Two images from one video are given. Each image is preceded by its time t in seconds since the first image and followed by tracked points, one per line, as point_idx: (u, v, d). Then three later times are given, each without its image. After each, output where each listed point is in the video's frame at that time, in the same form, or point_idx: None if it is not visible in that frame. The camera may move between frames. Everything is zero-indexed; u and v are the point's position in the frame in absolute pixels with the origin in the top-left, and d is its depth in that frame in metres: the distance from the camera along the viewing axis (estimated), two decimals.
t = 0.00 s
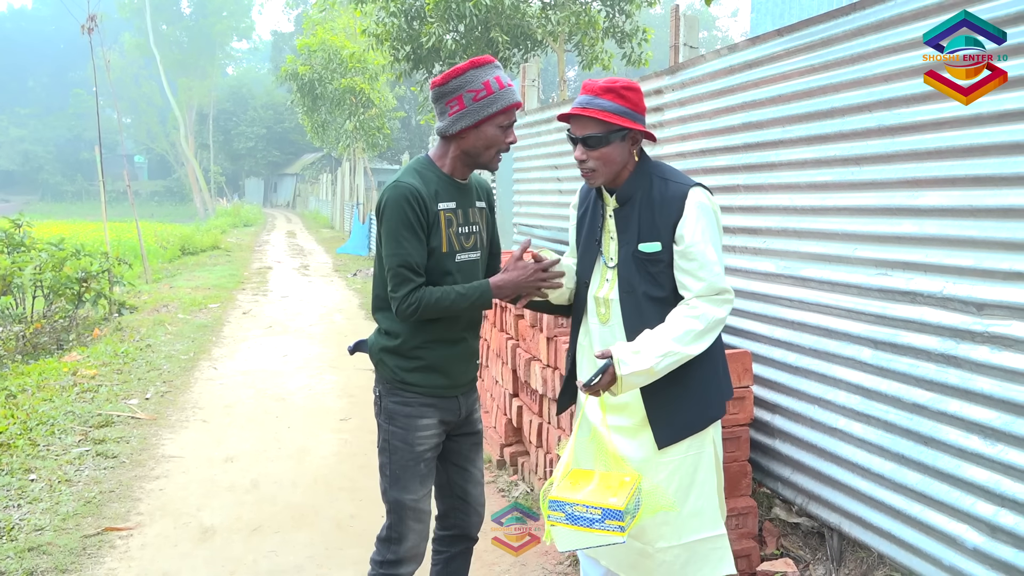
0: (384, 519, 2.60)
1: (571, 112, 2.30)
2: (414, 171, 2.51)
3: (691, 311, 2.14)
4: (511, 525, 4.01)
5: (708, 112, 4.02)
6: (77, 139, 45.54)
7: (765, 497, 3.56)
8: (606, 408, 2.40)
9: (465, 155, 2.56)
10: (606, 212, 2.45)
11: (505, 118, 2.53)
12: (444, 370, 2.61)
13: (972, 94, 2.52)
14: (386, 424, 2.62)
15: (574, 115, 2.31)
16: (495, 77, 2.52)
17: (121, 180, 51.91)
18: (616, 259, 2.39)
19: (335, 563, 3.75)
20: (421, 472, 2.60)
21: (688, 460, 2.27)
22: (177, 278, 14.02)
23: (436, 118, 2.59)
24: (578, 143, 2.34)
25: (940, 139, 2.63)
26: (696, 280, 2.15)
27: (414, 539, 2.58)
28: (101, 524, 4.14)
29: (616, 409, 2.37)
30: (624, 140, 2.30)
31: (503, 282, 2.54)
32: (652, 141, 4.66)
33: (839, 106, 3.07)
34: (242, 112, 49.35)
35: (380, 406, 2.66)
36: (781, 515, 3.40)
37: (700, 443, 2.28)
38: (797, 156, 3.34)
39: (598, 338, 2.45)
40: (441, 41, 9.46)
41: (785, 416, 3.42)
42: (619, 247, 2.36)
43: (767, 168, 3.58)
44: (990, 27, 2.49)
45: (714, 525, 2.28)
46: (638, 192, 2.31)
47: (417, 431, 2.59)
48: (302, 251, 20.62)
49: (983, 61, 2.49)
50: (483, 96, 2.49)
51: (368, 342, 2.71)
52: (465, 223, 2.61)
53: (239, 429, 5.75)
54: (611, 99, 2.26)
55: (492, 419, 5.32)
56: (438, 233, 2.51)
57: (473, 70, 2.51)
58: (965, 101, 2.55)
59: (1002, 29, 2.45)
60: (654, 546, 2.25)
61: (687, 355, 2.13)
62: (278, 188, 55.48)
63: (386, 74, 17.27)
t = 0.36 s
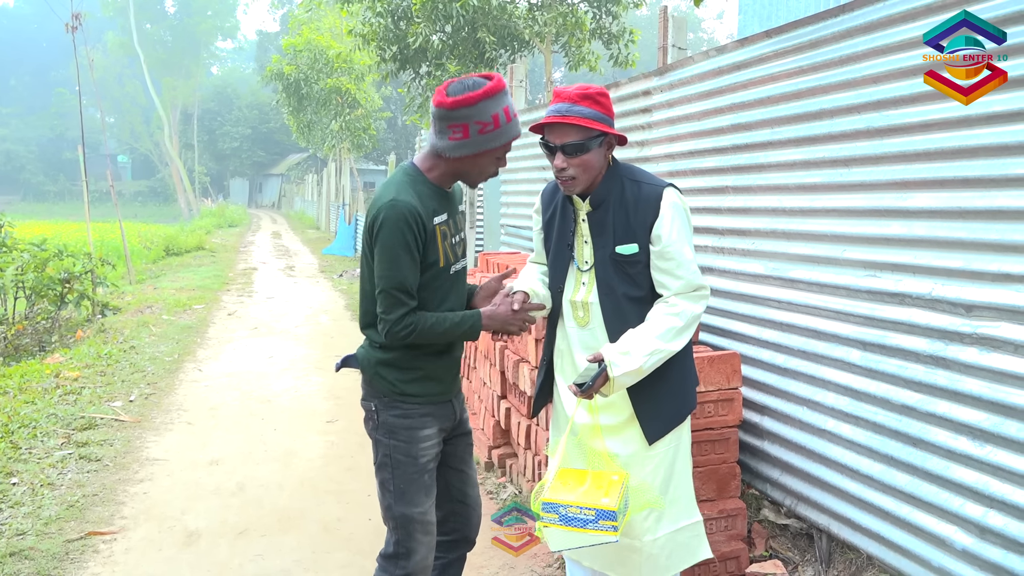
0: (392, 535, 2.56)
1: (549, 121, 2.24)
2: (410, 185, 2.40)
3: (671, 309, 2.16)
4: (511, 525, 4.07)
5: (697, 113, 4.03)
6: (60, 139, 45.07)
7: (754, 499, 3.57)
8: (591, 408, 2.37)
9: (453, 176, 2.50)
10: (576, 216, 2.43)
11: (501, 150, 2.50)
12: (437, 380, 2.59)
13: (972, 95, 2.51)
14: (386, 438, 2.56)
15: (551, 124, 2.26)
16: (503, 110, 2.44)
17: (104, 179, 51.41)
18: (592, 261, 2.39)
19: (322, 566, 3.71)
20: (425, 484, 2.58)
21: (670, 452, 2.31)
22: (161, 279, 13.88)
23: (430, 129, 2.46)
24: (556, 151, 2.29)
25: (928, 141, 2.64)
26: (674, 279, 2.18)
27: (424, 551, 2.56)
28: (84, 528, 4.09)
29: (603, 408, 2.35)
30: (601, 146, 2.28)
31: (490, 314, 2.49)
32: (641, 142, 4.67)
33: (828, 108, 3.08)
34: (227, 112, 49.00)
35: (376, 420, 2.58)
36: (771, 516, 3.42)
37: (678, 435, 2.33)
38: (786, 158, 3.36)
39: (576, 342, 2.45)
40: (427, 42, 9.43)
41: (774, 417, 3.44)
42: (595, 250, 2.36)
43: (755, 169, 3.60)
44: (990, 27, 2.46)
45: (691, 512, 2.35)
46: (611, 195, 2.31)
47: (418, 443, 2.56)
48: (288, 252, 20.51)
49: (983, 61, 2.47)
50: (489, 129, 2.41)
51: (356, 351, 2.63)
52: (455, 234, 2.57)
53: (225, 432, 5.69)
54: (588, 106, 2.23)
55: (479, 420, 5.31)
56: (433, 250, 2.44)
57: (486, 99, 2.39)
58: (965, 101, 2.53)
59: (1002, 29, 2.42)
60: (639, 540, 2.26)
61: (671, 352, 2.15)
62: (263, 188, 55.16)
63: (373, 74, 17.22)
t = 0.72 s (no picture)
0: (411, 554, 2.55)
1: (553, 124, 2.22)
2: (389, 257, 2.32)
3: (671, 315, 2.17)
4: (511, 526, 4.07)
5: (686, 114, 4.04)
6: (42, 138, 44.56)
7: (744, 500, 3.58)
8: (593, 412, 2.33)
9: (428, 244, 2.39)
10: (577, 219, 2.42)
11: (481, 238, 2.37)
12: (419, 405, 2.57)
13: (972, 94, 2.49)
14: (381, 465, 2.54)
15: (554, 127, 2.24)
16: (488, 204, 2.30)
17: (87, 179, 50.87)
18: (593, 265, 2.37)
19: (311, 570, 3.68)
20: (431, 496, 2.56)
21: (669, 454, 2.31)
22: (145, 280, 13.74)
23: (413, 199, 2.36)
24: (558, 156, 2.27)
25: (920, 142, 2.65)
26: (675, 284, 2.19)
27: (451, 565, 2.53)
28: (69, 532, 4.03)
29: (605, 411, 2.32)
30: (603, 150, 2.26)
31: (463, 322, 2.53)
32: (630, 143, 4.67)
33: (819, 109, 3.09)
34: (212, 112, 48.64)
35: (366, 451, 2.56)
36: (761, 517, 3.43)
37: (676, 438, 2.34)
38: (777, 158, 3.37)
39: (576, 348, 2.42)
40: (414, 42, 9.40)
41: (764, 418, 3.45)
42: (596, 254, 2.36)
43: (745, 170, 3.61)
44: (990, 27, 2.45)
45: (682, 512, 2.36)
46: (613, 199, 2.31)
47: (413, 459, 2.53)
48: (273, 253, 20.39)
49: (983, 61, 2.46)
50: (465, 221, 2.28)
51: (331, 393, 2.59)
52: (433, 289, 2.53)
53: (211, 434, 5.64)
54: (591, 110, 2.22)
55: (469, 422, 5.29)
56: (414, 312, 2.41)
57: (469, 191, 2.25)
58: (965, 101, 2.51)
59: (1002, 29, 2.41)
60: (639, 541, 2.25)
61: (670, 358, 2.15)
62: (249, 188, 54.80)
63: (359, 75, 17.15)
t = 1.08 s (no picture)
0: (374, 541, 2.54)
1: (571, 122, 2.21)
2: (368, 190, 2.39)
3: (677, 319, 2.17)
4: (511, 525, 4.05)
5: (678, 113, 4.05)
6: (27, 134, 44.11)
7: (735, 499, 3.57)
8: (594, 412, 2.33)
9: (413, 154, 2.49)
10: (589, 218, 2.41)
11: (438, 97, 2.49)
12: (420, 386, 2.56)
13: (972, 95, 2.48)
14: (367, 443, 2.54)
15: (570, 126, 2.23)
16: (413, 60, 2.46)
17: (72, 176, 50.40)
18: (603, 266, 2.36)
19: (301, 570, 3.65)
20: (408, 489, 2.55)
21: (670, 458, 2.30)
22: (132, 278, 13.62)
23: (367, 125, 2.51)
24: (573, 154, 2.26)
25: (912, 143, 2.66)
26: (684, 288, 2.18)
27: (407, 558, 2.54)
28: (55, 532, 3.98)
29: (606, 412, 2.32)
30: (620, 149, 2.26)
31: (469, 300, 2.60)
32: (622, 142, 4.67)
33: (811, 109, 3.10)
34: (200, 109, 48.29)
35: (358, 425, 2.56)
36: (751, 517, 3.43)
37: (678, 442, 2.33)
38: (769, 158, 3.38)
39: (580, 347, 2.41)
40: (405, 40, 9.36)
41: (755, 417, 3.46)
42: (605, 255, 2.34)
43: (737, 170, 3.61)
44: (990, 27, 2.44)
45: (685, 518, 2.35)
46: (626, 200, 2.30)
47: (400, 448, 2.52)
48: (261, 251, 20.26)
49: (983, 61, 2.44)
50: (410, 82, 2.42)
51: (335, 359, 2.60)
52: (427, 235, 2.56)
53: (199, 433, 5.59)
54: (610, 109, 2.22)
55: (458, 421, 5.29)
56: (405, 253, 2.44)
57: (388, 62, 2.43)
58: (964, 101, 2.50)
59: (1002, 29, 2.40)
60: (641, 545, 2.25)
61: (675, 362, 2.16)
62: (237, 186, 54.47)
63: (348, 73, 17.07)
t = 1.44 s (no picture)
0: (367, 538, 2.52)
1: (576, 120, 2.20)
2: (376, 184, 2.37)
3: (680, 320, 2.17)
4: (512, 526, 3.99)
5: (669, 114, 4.05)
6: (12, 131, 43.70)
7: (725, 500, 3.57)
8: (594, 415, 2.32)
9: (418, 151, 2.48)
10: (590, 219, 2.41)
11: (450, 99, 2.48)
12: (421, 385, 2.57)
13: (972, 95, 2.46)
14: (365, 441, 2.51)
15: (575, 124, 2.22)
16: (429, 60, 2.48)
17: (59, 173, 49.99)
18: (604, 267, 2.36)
19: (289, 570, 3.63)
20: (404, 488, 2.54)
21: (669, 461, 2.31)
22: (119, 276, 13.51)
23: (377, 121, 2.52)
24: (577, 153, 2.25)
25: (903, 145, 2.68)
26: (687, 290, 2.18)
27: (398, 556, 2.53)
28: (41, 532, 3.94)
29: (607, 415, 2.32)
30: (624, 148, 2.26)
31: (471, 313, 2.53)
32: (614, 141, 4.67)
33: (802, 111, 3.11)
34: (188, 107, 47.95)
35: (357, 423, 2.53)
36: (742, 517, 3.44)
37: (677, 444, 2.34)
38: (760, 159, 3.39)
39: (581, 349, 2.41)
40: (394, 39, 9.32)
41: (745, 418, 3.47)
42: (607, 256, 2.34)
43: (728, 171, 3.62)
44: (990, 27, 2.42)
45: (682, 520, 2.35)
46: (629, 201, 2.30)
47: (400, 446, 2.52)
48: (249, 250, 20.19)
49: (983, 61, 2.43)
50: (422, 80, 2.43)
51: (337, 352, 2.56)
52: (430, 230, 2.55)
53: (187, 432, 5.56)
54: (615, 108, 2.22)
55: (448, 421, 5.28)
56: (409, 250, 2.42)
57: (404, 58, 2.45)
58: (964, 101, 2.48)
59: (1002, 29, 2.38)
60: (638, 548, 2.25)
61: (678, 363, 2.16)
62: (225, 185, 54.17)
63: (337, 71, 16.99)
